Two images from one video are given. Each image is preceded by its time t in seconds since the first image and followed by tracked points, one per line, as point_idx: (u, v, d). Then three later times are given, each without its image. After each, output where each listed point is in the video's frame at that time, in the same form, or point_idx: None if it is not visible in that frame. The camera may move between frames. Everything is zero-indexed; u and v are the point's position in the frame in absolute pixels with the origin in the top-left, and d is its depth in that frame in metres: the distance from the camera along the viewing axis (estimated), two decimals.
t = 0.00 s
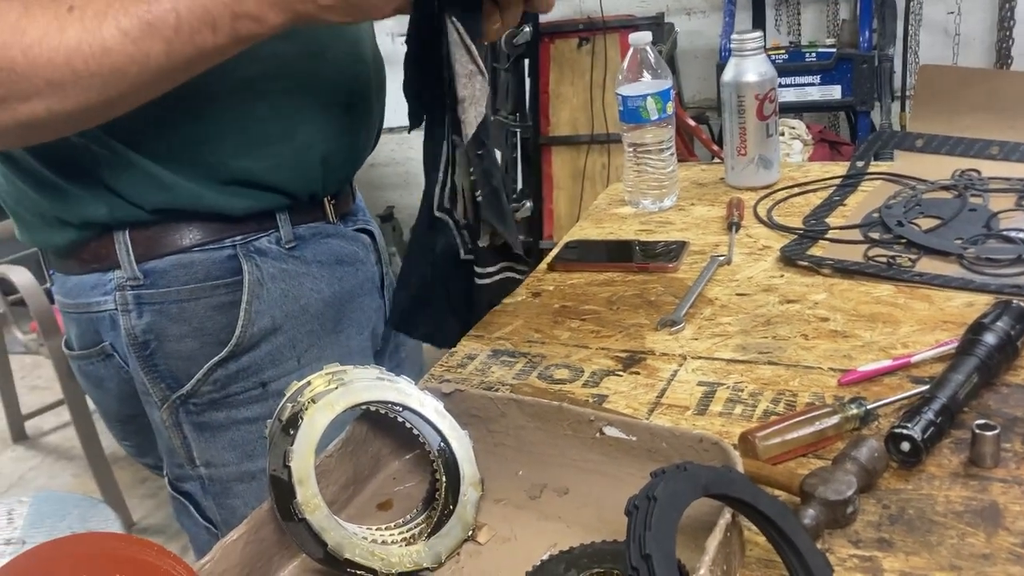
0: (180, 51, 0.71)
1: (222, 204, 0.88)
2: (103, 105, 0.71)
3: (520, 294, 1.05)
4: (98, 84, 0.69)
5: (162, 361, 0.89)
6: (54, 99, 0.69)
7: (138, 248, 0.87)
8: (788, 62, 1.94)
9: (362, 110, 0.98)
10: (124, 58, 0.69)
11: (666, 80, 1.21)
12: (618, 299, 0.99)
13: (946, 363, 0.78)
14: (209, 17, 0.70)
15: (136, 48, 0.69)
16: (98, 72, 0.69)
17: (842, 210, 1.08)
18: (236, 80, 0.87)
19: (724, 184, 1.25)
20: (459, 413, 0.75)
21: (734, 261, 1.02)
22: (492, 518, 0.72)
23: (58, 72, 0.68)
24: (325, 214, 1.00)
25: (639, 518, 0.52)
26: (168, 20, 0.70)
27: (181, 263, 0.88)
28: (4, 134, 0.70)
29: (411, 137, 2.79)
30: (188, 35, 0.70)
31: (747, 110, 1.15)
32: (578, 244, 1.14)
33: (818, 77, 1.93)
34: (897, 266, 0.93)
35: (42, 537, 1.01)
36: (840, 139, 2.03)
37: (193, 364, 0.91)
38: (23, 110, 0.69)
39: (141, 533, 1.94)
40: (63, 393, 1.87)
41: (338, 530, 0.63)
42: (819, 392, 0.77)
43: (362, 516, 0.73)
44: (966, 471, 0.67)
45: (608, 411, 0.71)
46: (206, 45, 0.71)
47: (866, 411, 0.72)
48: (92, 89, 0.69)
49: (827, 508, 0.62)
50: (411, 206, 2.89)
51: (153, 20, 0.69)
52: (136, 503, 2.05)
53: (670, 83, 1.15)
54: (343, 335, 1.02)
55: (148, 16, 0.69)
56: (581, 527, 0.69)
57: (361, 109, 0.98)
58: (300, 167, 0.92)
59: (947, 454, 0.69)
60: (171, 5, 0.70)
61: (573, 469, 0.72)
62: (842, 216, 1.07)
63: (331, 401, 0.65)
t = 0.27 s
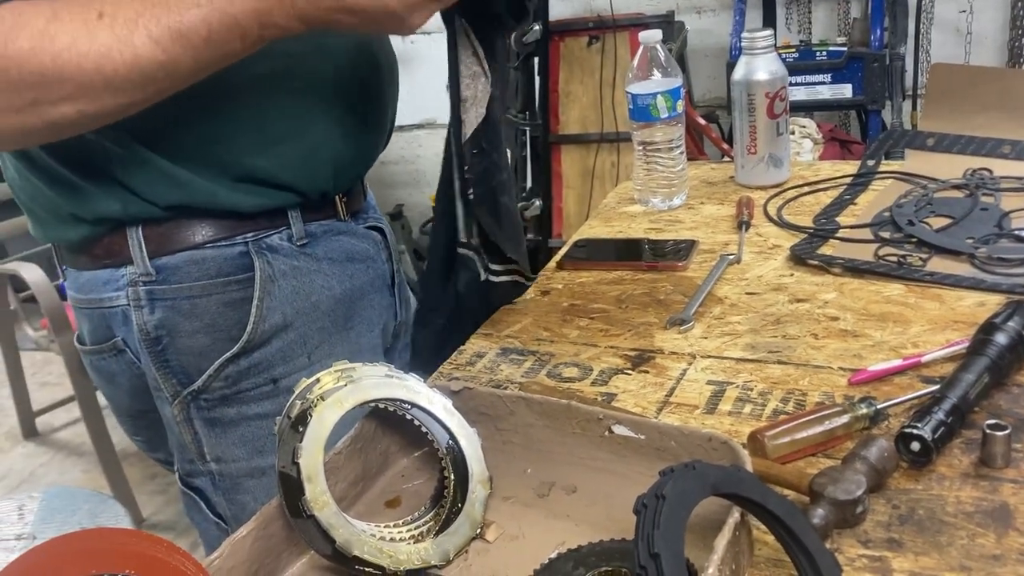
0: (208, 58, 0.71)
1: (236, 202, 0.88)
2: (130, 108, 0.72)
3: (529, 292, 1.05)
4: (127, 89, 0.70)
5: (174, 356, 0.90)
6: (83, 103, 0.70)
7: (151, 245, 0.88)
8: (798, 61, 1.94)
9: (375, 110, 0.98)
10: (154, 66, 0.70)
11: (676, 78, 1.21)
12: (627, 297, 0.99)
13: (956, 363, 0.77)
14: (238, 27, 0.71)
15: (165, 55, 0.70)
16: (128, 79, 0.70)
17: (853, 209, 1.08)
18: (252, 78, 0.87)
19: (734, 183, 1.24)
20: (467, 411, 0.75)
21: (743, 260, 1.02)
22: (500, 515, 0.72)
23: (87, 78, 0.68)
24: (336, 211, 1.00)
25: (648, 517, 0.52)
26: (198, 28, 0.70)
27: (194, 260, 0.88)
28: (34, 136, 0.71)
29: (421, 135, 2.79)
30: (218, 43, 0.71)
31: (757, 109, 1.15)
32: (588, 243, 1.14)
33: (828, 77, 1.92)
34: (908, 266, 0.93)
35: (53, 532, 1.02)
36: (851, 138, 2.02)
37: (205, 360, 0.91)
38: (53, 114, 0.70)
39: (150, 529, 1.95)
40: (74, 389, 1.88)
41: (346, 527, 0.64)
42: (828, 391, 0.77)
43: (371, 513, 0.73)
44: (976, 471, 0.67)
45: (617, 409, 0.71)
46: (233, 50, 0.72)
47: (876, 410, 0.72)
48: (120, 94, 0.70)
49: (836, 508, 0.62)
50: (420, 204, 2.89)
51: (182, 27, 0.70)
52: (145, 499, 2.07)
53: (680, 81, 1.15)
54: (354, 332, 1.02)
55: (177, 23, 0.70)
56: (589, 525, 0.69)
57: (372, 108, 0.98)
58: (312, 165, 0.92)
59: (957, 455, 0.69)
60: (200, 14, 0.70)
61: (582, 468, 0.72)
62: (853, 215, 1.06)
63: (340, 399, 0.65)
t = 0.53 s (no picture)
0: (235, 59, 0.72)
1: (250, 201, 0.89)
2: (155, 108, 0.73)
3: (535, 290, 1.05)
4: (154, 92, 0.71)
5: (188, 354, 0.90)
6: (111, 107, 0.70)
7: (165, 242, 0.88)
8: (806, 59, 1.93)
9: (390, 109, 0.98)
10: (182, 68, 0.70)
11: (683, 77, 1.21)
12: (633, 296, 0.99)
13: (963, 363, 0.77)
14: (265, 29, 0.72)
15: (194, 59, 0.70)
16: (157, 82, 0.70)
17: (860, 208, 1.07)
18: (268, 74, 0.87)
19: (741, 182, 1.24)
20: (473, 409, 0.75)
21: (750, 259, 1.02)
22: (506, 514, 0.72)
23: (116, 82, 0.69)
24: (348, 209, 1.01)
25: (654, 516, 0.52)
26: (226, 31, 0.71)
27: (208, 257, 0.88)
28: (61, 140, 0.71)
29: (427, 133, 2.79)
30: (245, 45, 0.72)
31: (765, 108, 1.14)
32: (594, 241, 1.14)
33: (836, 75, 1.91)
34: (915, 265, 0.93)
35: (60, 528, 1.02)
36: (859, 137, 2.02)
37: (219, 357, 0.91)
38: (81, 117, 0.70)
39: (157, 526, 1.96)
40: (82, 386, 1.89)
41: (352, 525, 0.64)
42: (834, 391, 0.76)
43: (376, 511, 0.73)
44: (983, 472, 0.66)
45: (623, 408, 0.71)
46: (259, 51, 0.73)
47: (882, 410, 0.72)
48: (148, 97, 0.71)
49: (842, 508, 0.62)
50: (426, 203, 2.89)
51: (210, 30, 0.70)
52: (152, 496, 2.07)
53: (687, 80, 1.15)
54: (366, 330, 1.02)
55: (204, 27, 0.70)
56: (594, 525, 0.69)
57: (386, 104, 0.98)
58: (326, 164, 0.92)
59: (964, 455, 0.68)
60: (228, 18, 0.71)
61: (587, 466, 0.72)
62: (860, 215, 1.06)
63: (346, 397, 0.65)
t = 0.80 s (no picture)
0: (248, 51, 0.71)
1: (263, 204, 0.88)
2: (172, 105, 0.72)
3: (540, 289, 1.04)
4: (167, 89, 0.70)
5: (200, 358, 0.90)
6: (127, 104, 0.70)
7: (177, 245, 0.87)
8: (813, 58, 1.92)
9: (403, 108, 0.97)
10: (195, 65, 0.70)
11: (689, 75, 1.20)
12: (639, 295, 0.99)
13: (971, 362, 0.77)
14: (278, 18, 0.71)
15: (207, 51, 0.70)
16: (170, 80, 0.70)
17: (866, 207, 1.07)
18: (281, 74, 0.86)
19: (747, 180, 1.24)
20: (478, 408, 0.75)
21: (756, 258, 1.02)
22: (511, 513, 0.71)
23: (129, 80, 0.68)
24: (360, 211, 1.00)
25: (660, 514, 0.52)
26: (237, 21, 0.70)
27: (220, 261, 0.88)
28: (79, 144, 0.71)
29: (432, 131, 2.79)
30: (257, 36, 0.71)
31: (771, 106, 1.14)
32: (599, 239, 1.14)
33: (843, 74, 1.90)
34: (922, 264, 0.92)
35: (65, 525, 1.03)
36: (865, 136, 2.01)
37: (231, 361, 0.91)
38: (96, 117, 0.70)
39: (162, 523, 1.96)
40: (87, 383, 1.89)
41: (357, 523, 0.64)
42: (841, 390, 0.76)
43: (380, 509, 0.73)
44: (991, 472, 0.66)
45: (628, 407, 0.71)
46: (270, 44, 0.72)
47: (890, 410, 0.71)
48: (163, 91, 0.70)
49: (849, 507, 0.62)
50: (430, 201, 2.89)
51: (221, 21, 0.70)
52: (157, 493, 2.08)
53: (694, 78, 1.14)
54: (379, 335, 1.02)
55: (216, 19, 0.70)
56: (600, 524, 0.68)
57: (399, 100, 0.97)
58: (340, 166, 0.91)
59: (972, 455, 0.68)
60: (239, 7, 0.70)
61: (593, 465, 0.72)
62: (867, 213, 1.05)
63: (351, 395, 0.65)
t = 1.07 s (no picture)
0: (263, 80, 0.69)
1: (280, 215, 0.87)
2: (181, 132, 0.70)
3: (544, 286, 1.04)
4: (176, 116, 0.68)
5: (215, 370, 0.89)
6: (134, 132, 0.67)
7: (189, 255, 0.86)
8: (816, 56, 1.92)
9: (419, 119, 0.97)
10: (204, 90, 0.67)
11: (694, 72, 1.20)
12: (643, 292, 0.99)
13: (976, 360, 0.77)
14: (292, 44, 0.69)
15: (220, 78, 0.68)
16: (179, 106, 0.67)
17: (871, 205, 1.07)
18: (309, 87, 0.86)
19: (751, 178, 1.24)
20: (483, 404, 0.75)
21: (761, 255, 1.02)
22: (515, 509, 0.71)
23: (138, 106, 0.66)
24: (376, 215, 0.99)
25: (665, 512, 0.52)
26: (252, 49, 0.68)
27: (235, 272, 0.87)
28: (80, 164, 0.68)
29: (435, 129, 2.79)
30: (271, 64, 0.69)
31: (776, 103, 1.14)
32: (603, 237, 1.14)
33: (846, 72, 1.90)
34: (927, 262, 0.92)
35: (69, 521, 1.03)
36: (868, 134, 2.01)
37: (246, 374, 0.90)
38: (99, 143, 0.67)
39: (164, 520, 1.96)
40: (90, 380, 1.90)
41: (362, 519, 0.64)
42: (846, 388, 0.76)
43: (385, 506, 0.72)
44: (997, 470, 0.66)
45: (633, 404, 0.71)
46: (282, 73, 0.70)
47: (894, 407, 0.71)
48: (173, 119, 0.68)
49: (854, 504, 0.62)
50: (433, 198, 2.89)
51: (236, 48, 0.68)
52: (160, 489, 2.08)
53: (698, 76, 1.14)
54: (396, 345, 1.00)
55: (229, 44, 0.68)
56: (605, 520, 0.68)
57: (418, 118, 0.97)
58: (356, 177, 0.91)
59: (977, 453, 0.68)
60: (255, 33, 0.68)
61: (598, 462, 0.71)
62: (872, 211, 1.05)
63: (356, 391, 0.65)
